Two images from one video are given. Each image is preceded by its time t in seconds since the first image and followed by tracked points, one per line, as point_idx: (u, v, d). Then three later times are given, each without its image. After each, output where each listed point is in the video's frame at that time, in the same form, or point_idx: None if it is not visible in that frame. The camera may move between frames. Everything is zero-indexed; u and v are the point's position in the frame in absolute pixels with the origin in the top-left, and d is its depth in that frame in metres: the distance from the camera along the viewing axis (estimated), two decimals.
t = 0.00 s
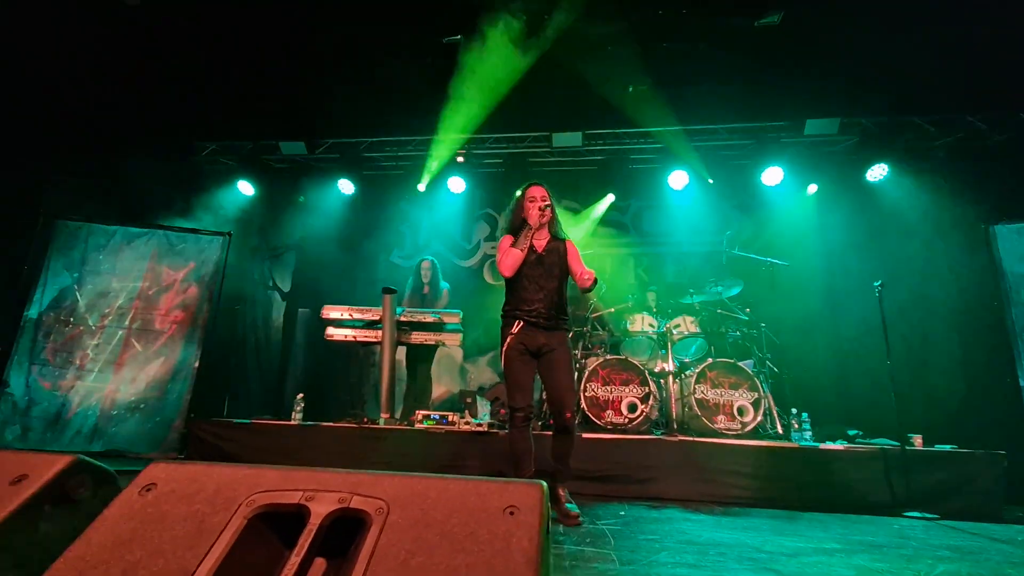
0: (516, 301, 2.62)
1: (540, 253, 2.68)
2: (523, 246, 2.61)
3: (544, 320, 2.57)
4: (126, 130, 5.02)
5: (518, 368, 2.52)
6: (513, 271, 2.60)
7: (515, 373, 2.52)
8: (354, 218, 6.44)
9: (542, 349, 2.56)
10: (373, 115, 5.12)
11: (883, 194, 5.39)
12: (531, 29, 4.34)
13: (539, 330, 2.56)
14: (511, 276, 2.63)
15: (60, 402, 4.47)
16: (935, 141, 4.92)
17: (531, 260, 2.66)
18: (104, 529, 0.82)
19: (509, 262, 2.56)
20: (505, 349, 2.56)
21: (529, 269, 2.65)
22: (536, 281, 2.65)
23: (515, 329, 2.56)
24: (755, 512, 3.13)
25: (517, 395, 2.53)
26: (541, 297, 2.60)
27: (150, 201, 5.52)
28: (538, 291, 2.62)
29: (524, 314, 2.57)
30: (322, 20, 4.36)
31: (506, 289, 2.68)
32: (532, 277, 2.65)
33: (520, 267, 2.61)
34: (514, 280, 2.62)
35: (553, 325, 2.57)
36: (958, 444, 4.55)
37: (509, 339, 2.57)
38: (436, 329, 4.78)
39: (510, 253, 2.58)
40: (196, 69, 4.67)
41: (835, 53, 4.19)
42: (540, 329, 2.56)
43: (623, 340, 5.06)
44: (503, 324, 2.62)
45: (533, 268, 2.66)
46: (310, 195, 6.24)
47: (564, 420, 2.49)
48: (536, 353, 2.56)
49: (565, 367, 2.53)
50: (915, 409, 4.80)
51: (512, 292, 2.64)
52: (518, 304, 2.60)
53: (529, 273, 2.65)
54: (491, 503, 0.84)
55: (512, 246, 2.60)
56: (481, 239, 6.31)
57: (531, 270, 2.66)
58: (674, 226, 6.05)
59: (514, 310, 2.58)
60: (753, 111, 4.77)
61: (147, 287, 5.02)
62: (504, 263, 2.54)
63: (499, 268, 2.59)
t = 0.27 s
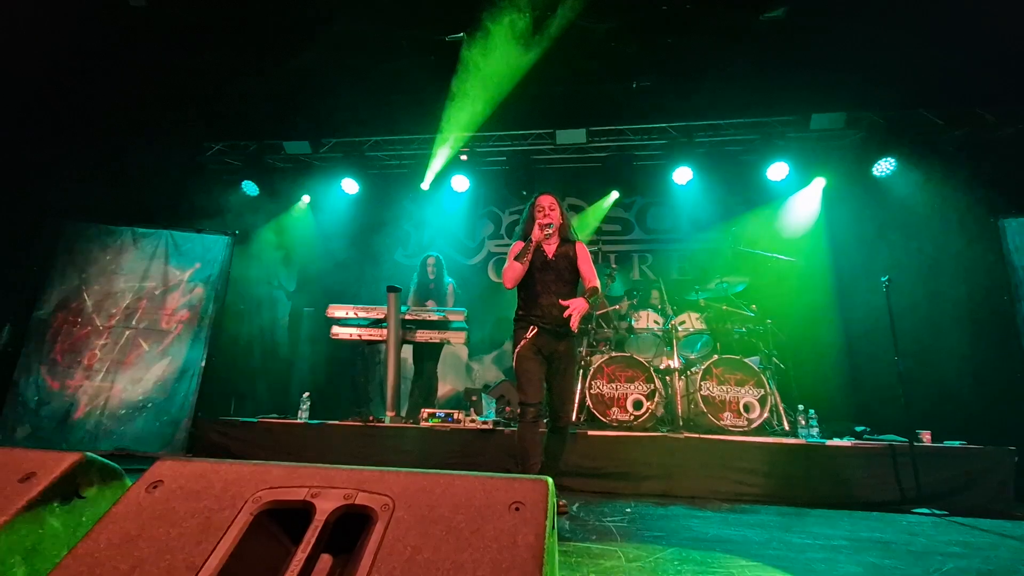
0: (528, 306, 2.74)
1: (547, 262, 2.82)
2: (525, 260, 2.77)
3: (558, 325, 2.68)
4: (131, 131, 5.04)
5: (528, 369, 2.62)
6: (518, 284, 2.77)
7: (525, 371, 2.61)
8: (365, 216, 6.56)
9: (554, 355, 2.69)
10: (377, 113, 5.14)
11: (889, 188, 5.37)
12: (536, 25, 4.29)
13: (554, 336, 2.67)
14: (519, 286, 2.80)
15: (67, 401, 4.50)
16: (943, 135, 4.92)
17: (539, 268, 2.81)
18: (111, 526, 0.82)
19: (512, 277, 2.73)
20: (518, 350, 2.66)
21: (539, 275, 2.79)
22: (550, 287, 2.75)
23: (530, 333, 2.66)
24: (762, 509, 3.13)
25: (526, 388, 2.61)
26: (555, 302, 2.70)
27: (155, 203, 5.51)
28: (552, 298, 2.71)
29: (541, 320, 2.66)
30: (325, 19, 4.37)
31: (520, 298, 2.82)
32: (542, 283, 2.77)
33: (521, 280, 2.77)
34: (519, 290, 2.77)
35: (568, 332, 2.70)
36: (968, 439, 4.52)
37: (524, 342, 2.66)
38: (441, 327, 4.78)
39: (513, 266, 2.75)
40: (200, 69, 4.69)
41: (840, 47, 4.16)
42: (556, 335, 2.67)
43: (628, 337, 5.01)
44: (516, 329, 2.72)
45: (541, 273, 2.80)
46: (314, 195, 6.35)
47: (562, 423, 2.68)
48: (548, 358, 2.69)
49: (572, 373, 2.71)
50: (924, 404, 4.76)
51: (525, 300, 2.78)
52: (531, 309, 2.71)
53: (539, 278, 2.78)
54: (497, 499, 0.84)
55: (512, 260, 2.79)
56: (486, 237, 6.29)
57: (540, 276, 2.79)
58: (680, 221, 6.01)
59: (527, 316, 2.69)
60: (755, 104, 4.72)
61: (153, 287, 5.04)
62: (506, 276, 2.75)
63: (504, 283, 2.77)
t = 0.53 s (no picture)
0: (534, 312, 2.75)
1: (553, 267, 2.83)
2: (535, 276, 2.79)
3: (561, 328, 2.69)
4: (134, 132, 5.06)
5: (529, 371, 2.65)
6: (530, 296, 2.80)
7: (529, 371, 2.64)
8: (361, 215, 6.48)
9: (557, 356, 2.70)
10: (378, 112, 5.14)
11: (892, 184, 5.36)
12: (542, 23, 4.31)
13: (557, 339, 2.69)
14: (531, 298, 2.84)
15: (72, 402, 4.53)
16: (945, 129, 4.89)
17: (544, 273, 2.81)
18: (118, 523, 0.83)
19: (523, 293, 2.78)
20: (524, 352, 2.69)
21: (546, 284, 2.80)
22: (554, 292, 2.77)
23: (533, 338, 2.70)
24: (766, 506, 3.12)
25: (529, 386, 2.63)
26: (558, 310, 2.71)
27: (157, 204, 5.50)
28: (556, 304, 2.73)
29: (543, 325, 2.68)
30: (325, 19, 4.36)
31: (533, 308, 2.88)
32: (548, 290, 2.77)
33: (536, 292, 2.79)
34: (532, 301, 2.79)
35: (570, 334, 2.70)
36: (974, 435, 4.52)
37: (528, 345, 2.70)
38: (443, 325, 4.78)
39: (524, 280, 2.78)
40: (202, 70, 4.70)
41: (842, 42, 4.14)
42: (558, 337, 2.69)
43: (631, 335, 5.01)
44: (522, 331, 2.76)
45: (547, 281, 2.80)
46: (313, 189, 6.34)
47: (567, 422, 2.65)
48: (552, 359, 2.70)
49: (574, 371, 2.70)
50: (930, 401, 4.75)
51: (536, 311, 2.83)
52: (536, 316, 2.73)
53: (545, 287, 2.78)
54: (500, 494, 0.84)
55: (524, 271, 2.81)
56: (486, 235, 6.29)
57: (546, 284, 2.80)
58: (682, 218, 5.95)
59: (532, 321, 2.72)
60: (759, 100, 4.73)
61: (157, 287, 5.05)
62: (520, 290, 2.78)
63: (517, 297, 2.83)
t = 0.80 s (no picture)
0: (535, 312, 2.75)
1: (556, 268, 2.82)
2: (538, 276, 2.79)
3: (564, 328, 2.69)
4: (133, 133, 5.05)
5: (529, 371, 2.64)
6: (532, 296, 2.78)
7: (529, 373, 2.64)
8: (360, 214, 6.45)
9: (558, 355, 2.69)
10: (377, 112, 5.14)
11: (893, 181, 5.35)
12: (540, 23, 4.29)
13: (559, 339, 2.69)
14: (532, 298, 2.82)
15: (72, 403, 4.53)
16: (946, 126, 4.92)
17: (548, 273, 2.80)
18: (117, 528, 0.83)
19: (526, 292, 2.76)
20: (524, 354, 2.67)
21: (549, 283, 2.79)
22: (557, 293, 2.76)
23: (536, 335, 2.68)
24: (767, 504, 3.12)
25: (527, 389, 2.64)
26: (561, 308, 2.72)
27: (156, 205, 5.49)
28: (557, 303, 2.73)
29: (548, 325, 2.67)
30: (324, 18, 4.35)
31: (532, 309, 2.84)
32: (550, 290, 2.77)
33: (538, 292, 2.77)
34: (535, 300, 2.77)
35: (571, 334, 2.70)
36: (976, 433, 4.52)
37: (530, 344, 2.68)
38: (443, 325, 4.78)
39: (526, 282, 2.77)
40: (201, 70, 4.70)
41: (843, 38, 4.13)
42: (559, 337, 2.68)
43: (632, 334, 5.01)
44: (524, 331, 2.75)
45: (550, 281, 2.79)
46: (312, 185, 6.32)
47: (567, 420, 2.64)
48: (554, 358, 2.69)
49: (575, 371, 2.70)
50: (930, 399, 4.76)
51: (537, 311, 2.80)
52: (538, 315, 2.72)
53: (547, 287, 2.78)
54: (500, 497, 0.84)
55: (525, 273, 2.80)
56: (485, 235, 6.26)
57: (548, 283, 2.79)
58: (681, 217, 5.92)
59: (533, 320, 2.72)
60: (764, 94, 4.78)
61: (157, 288, 5.07)
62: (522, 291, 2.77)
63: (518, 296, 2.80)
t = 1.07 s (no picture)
0: (535, 310, 2.74)
1: (555, 267, 2.82)
2: (534, 267, 2.81)
3: (563, 327, 2.68)
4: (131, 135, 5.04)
5: (529, 371, 2.64)
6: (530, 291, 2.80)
7: (528, 373, 2.64)
8: (358, 214, 6.44)
9: (557, 354, 2.68)
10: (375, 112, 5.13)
11: (892, 179, 5.35)
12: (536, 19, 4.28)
13: (559, 337, 2.67)
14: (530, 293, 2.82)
15: (73, 405, 4.52)
16: (945, 122, 4.90)
17: (546, 273, 2.80)
18: (116, 534, 0.82)
19: (523, 284, 2.77)
20: (524, 353, 2.66)
21: (546, 282, 2.78)
22: (556, 291, 2.75)
23: (534, 334, 2.67)
24: (768, 503, 3.11)
25: (527, 390, 2.63)
26: (560, 306, 2.71)
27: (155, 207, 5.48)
28: (556, 301, 2.73)
29: (546, 323, 2.67)
30: (321, 19, 4.35)
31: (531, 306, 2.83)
32: (549, 289, 2.76)
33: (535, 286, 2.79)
34: (532, 296, 2.78)
35: (569, 332, 2.69)
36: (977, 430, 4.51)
37: (528, 343, 2.68)
38: (443, 325, 4.78)
39: (524, 276, 2.79)
40: (200, 72, 4.69)
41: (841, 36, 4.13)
42: (559, 335, 2.67)
43: (632, 333, 5.04)
44: (523, 330, 2.75)
45: (549, 279, 2.78)
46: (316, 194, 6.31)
47: (567, 419, 2.65)
48: (553, 357, 2.68)
49: (574, 370, 2.70)
50: (931, 396, 4.74)
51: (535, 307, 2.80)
52: (537, 313, 2.72)
53: (546, 286, 2.77)
54: (500, 500, 0.83)
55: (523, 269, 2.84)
56: (485, 234, 6.27)
57: (547, 282, 2.79)
58: (681, 216, 5.94)
59: (532, 319, 2.72)
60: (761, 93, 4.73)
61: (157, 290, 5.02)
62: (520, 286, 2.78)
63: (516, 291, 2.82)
